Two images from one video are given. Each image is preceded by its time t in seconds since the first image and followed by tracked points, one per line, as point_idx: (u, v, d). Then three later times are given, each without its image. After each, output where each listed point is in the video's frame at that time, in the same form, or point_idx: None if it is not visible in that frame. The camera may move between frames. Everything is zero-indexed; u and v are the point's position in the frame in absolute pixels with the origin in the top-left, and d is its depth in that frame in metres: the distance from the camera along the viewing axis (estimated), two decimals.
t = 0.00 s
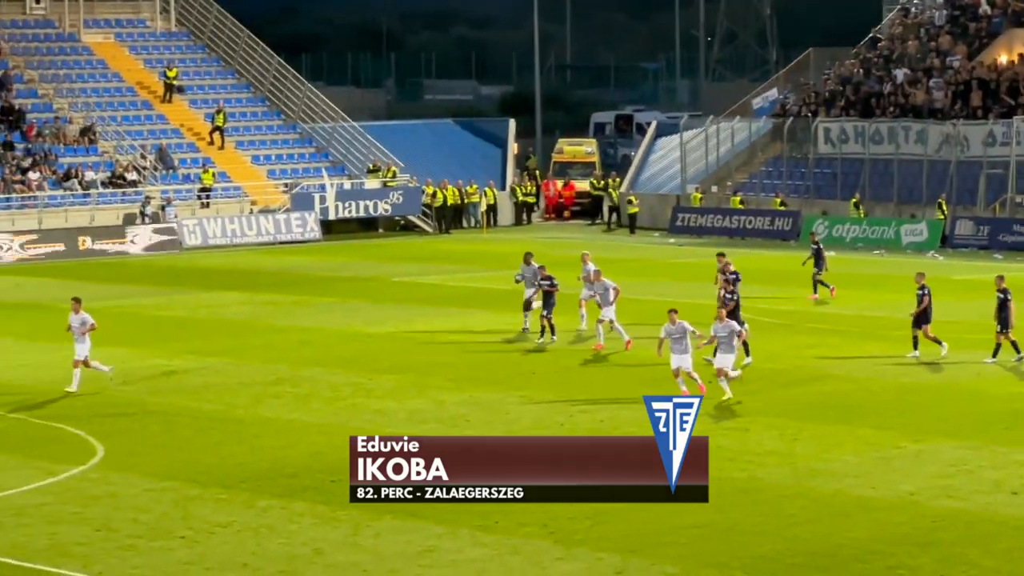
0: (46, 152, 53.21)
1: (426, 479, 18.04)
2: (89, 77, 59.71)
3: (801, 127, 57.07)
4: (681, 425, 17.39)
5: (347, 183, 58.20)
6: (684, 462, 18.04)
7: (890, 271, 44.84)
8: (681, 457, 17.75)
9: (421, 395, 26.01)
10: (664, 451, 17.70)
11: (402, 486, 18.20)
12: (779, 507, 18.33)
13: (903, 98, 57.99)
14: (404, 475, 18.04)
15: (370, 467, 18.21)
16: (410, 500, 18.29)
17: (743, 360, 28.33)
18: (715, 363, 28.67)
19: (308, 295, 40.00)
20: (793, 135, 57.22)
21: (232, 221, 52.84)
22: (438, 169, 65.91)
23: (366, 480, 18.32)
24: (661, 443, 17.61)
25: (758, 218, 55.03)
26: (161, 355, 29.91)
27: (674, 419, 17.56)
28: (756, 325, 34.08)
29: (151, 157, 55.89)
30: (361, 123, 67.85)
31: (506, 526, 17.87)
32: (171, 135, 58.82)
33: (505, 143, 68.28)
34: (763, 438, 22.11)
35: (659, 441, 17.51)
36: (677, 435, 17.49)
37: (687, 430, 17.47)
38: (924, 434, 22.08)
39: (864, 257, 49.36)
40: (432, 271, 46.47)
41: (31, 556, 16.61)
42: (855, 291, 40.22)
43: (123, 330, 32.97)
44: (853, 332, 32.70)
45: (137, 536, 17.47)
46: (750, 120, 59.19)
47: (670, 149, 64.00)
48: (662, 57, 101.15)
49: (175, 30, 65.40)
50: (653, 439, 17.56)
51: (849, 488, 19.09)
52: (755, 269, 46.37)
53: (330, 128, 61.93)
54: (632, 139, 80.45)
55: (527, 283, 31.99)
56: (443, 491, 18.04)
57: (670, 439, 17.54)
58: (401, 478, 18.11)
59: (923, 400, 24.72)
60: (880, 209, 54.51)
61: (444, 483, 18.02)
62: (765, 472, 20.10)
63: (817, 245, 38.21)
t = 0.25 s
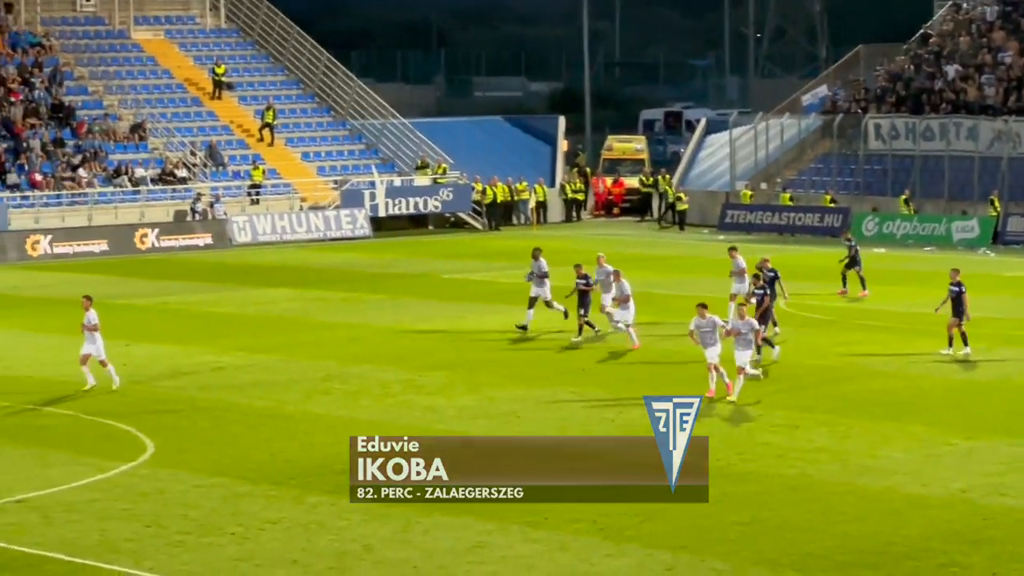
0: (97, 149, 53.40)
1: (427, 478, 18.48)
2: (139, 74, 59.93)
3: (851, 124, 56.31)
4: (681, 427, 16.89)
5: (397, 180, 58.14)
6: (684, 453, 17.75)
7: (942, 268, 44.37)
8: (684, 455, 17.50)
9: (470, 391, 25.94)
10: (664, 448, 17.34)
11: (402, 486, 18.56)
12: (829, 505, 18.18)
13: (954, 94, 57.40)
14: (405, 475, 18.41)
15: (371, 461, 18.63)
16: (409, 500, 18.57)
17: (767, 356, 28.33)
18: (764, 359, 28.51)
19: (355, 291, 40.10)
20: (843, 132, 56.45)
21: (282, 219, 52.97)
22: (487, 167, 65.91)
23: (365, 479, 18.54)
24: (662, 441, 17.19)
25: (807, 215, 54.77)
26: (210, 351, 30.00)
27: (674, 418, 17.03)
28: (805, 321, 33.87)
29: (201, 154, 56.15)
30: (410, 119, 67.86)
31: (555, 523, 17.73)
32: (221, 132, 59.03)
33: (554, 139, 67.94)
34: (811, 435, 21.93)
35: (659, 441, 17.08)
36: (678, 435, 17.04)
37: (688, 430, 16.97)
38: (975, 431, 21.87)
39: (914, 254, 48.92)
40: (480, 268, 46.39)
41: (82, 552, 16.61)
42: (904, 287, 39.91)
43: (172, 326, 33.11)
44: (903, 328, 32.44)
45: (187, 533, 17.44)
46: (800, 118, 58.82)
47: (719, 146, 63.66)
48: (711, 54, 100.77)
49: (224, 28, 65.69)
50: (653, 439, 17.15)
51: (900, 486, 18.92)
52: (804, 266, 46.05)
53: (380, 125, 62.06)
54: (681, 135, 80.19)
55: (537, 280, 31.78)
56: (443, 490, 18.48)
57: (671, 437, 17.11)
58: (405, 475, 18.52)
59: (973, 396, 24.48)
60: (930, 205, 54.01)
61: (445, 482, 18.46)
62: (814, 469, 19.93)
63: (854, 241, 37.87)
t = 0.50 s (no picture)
0: (136, 146, 53.52)
1: (427, 479, 19.65)
2: (177, 71, 60.09)
3: (890, 120, 56.12)
4: (681, 426, 17.49)
5: (435, 176, 58.07)
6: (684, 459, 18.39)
7: (984, 265, 43.93)
8: (682, 456, 18.10)
9: (509, 388, 25.83)
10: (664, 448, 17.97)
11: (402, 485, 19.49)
12: (868, 501, 18.02)
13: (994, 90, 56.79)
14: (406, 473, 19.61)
15: (372, 466, 19.87)
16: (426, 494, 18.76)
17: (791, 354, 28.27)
18: (802, 355, 28.30)
19: (392, 288, 40.11)
20: (883, 128, 56.28)
21: (321, 215, 53.02)
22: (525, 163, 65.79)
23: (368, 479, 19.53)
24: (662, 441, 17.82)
25: (846, 211, 54.28)
26: (249, 347, 30.03)
27: (675, 417, 17.62)
28: (843, 317, 33.62)
29: (240, 151, 56.32)
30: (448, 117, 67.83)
31: (595, 519, 17.61)
32: (260, 129, 59.17)
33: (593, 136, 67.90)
34: (853, 432, 21.72)
35: (659, 440, 17.72)
36: (679, 434, 17.63)
37: (688, 429, 17.56)
38: (1016, 427, 21.63)
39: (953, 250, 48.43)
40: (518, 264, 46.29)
41: (121, 548, 16.62)
42: (944, 283, 39.56)
43: (211, 323, 33.19)
44: (943, 324, 32.15)
45: (226, 529, 17.42)
46: (839, 113, 58.47)
47: (758, 142, 63.32)
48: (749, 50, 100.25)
49: (264, 24, 65.66)
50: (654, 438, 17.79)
51: (940, 482, 18.74)
52: (843, 262, 45.72)
53: (419, 121, 62.09)
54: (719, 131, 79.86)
55: (534, 280, 31.49)
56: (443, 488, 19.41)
57: (671, 437, 17.71)
58: (403, 476, 19.64)
59: (1014, 392, 24.22)
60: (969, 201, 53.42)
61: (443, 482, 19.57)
62: (853, 466, 19.76)
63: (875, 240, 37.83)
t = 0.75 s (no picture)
0: (179, 146, 53.72)
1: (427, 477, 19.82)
2: (221, 71, 60.33)
3: (935, 121, 55.92)
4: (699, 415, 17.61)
5: (479, 176, 58.01)
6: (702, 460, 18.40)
7: None
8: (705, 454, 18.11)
9: (552, 387, 25.71)
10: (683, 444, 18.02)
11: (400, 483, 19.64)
12: (911, 501, 17.81)
13: None
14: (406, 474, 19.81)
15: (393, 467, 20.09)
16: (462, 495, 18.77)
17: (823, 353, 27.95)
18: (847, 355, 28.03)
19: (433, 287, 40.07)
20: (927, 128, 56.12)
21: (364, 215, 53.06)
22: (568, 163, 65.58)
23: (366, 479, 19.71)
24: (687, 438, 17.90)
25: (890, 211, 53.56)
26: (293, 347, 30.07)
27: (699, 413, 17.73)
28: (887, 317, 33.27)
29: (284, 151, 56.51)
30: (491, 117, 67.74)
31: (638, 519, 17.46)
32: (303, 128, 59.34)
33: (636, 135, 67.73)
34: (898, 432, 21.46)
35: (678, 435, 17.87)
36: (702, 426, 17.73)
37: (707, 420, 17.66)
38: None
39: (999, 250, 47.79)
40: (559, 264, 46.12)
41: (163, 547, 16.63)
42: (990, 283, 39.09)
43: (255, 322, 33.26)
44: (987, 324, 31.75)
45: (269, 528, 17.40)
46: (883, 112, 58.21)
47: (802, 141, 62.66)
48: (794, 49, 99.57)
49: (307, 23, 65.81)
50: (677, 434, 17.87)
51: (984, 483, 18.49)
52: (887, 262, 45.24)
53: (462, 121, 62.03)
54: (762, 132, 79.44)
55: (539, 289, 30.92)
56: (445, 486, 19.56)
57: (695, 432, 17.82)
58: (402, 477, 19.73)
59: None
60: (1015, 200, 52.67)
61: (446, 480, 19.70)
62: (895, 465, 19.55)
63: (900, 236, 37.64)
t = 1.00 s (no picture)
0: (231, 145, 53.94)
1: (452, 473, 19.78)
2: (273, 70, 60.55)
3: (988, 120, 56.21)
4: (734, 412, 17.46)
5: (530, 175, 57.92)
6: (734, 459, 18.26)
7: None
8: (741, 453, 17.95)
9: (602, 386, 25.53)
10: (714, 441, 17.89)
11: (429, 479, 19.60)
12: (965, 502, 17.52)
13: None
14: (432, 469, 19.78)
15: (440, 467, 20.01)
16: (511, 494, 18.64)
17: (851, 355, 27.49)
18: (899, 354, 27.70)
19: (481, 286, 40.01)
20: (980, 127, 56.38)
21: (415, 214, 53.09)
22: (619, 162, 65.33)
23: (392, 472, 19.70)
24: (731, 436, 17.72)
25: (943, 209, 53.04)
26: (343, 346, 30.06)
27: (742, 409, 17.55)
28: (939, 316, 32.88)
29: (335, 150, 56.62)
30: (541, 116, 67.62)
31: (689, 518, 17.25)
32: (355, 127, 59.44)
33: (687, 134, 67.39)
34: (953, 432, 21.12)
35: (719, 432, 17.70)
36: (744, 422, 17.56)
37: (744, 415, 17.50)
38: None
39: None
40: (607, 263, 45.95)
41: (215, 546, 16.59)
42: None
43: (305, 321, 33.29)
44: None
45: (320, 527, 17.33)
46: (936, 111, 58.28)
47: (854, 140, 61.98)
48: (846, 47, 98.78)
49: (358, 23, 65.88)
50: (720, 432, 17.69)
51: None
52: (941, 260, 44.74)
53: (513, 120, 61.96)
54: (814, 131, 78.84)
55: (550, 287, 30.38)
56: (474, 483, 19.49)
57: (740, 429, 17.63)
58: (450, 476, 19.62)
59: None
60: None
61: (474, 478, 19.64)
62: (949, 466, 19.26)
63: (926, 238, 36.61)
